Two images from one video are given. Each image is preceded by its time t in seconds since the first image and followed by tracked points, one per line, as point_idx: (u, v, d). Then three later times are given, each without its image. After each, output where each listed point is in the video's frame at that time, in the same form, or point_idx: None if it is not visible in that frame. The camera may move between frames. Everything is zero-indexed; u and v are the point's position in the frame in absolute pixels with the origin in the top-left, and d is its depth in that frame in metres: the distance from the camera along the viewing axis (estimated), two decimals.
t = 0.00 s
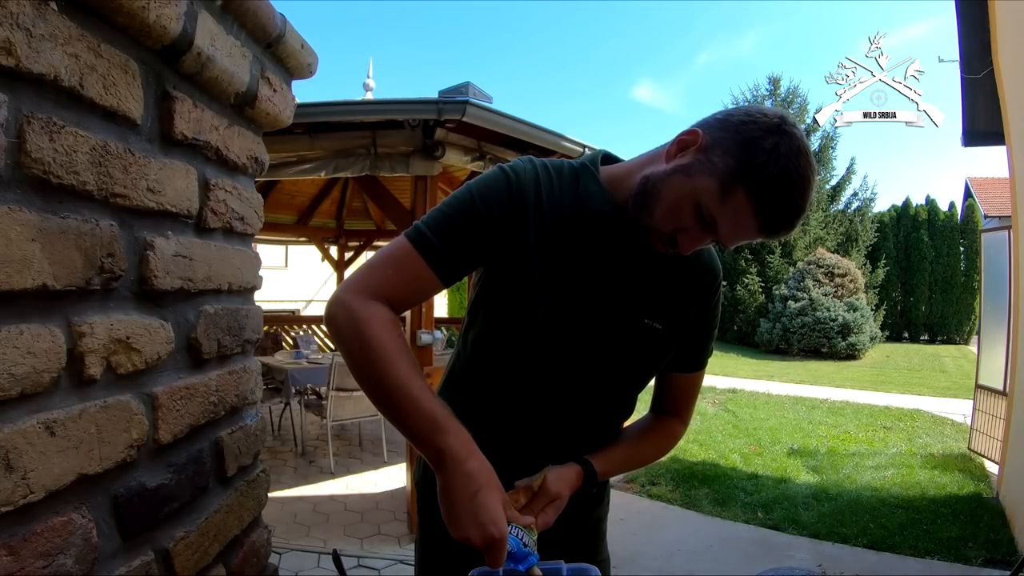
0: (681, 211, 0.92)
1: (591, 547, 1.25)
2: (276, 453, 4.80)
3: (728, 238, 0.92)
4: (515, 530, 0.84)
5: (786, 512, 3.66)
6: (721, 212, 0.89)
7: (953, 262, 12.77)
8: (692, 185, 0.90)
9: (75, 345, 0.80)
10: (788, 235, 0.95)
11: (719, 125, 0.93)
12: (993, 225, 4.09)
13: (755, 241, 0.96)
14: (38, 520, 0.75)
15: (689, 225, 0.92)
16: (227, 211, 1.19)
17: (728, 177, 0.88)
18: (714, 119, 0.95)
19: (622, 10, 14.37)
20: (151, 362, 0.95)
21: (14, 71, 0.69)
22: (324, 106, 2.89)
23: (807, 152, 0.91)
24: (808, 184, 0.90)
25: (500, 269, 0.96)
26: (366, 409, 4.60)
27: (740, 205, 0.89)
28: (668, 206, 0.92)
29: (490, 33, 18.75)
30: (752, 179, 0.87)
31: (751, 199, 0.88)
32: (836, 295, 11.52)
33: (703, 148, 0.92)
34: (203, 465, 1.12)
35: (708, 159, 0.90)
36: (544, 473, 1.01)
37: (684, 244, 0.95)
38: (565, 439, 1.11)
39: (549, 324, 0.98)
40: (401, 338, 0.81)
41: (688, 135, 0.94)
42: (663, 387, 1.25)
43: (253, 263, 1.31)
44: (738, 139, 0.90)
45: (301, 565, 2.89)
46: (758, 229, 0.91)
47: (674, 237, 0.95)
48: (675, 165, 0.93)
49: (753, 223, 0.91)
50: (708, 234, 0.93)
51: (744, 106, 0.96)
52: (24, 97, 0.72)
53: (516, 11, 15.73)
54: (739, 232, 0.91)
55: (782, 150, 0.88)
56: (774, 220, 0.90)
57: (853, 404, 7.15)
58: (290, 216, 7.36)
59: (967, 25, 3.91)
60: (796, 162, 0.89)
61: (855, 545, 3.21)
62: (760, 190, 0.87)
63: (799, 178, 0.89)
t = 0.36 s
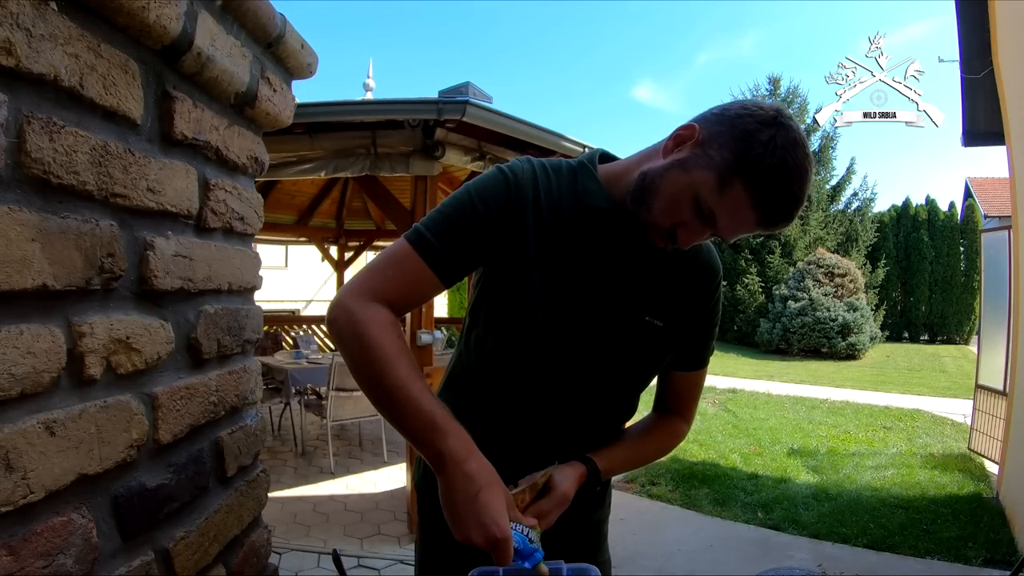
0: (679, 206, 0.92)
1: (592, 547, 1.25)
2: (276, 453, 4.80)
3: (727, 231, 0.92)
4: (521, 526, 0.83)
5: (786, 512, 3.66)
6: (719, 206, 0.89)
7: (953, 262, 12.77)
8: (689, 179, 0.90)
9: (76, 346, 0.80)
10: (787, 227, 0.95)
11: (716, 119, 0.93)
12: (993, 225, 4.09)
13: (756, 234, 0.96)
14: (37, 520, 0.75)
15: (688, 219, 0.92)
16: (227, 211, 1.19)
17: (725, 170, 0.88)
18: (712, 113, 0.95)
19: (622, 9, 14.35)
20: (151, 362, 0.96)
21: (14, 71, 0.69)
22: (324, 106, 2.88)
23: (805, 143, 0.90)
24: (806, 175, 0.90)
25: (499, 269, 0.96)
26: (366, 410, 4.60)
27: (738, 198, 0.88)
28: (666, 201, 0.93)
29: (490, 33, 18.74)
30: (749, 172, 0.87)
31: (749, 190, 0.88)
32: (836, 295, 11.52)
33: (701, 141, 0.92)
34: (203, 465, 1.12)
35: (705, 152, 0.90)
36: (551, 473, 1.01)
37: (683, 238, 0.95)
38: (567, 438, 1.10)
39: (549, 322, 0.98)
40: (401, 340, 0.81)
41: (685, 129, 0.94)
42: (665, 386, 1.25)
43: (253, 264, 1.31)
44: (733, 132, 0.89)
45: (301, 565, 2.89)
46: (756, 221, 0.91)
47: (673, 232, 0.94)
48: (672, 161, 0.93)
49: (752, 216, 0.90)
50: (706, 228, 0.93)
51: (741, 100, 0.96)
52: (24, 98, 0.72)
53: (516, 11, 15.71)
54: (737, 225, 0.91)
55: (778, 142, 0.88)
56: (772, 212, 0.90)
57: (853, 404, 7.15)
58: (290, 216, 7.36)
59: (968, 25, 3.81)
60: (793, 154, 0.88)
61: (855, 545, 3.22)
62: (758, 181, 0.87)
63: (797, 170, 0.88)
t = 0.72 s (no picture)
0: (684, 202, 0.92)
1: (593, 548, 1.24)
2: (276, 453, 4.80)
3: (732, 226, 0.92)
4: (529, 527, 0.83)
5: (786, 512, 3.66)
6: (725, 201, 0.89)
7: (953, 262, 12.77)
8: (694, 174, 0.90)
9: (76, 346, 0.80)
10: (792, 222, 0.95)
11: (719, 114, 0.92)
12: (993, 225, 4.09)
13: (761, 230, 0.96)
14: (38, 520, 0.75)
15: (691, 214, 0.92)
16: (227, 211, 1.19)
17: (729, 164, 0.88)
18: (715, 107, 0.95)
19: (622, 9, 14.35)
20: (150, 362, 0.95)
21: (15, 71, 0.69)
22: (324, 105, 2.88)
23: (810, 138, 0.90)
24: (811, 170, 0.90)
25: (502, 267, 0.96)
26: (366, 410, 4.61)
27: (743, 192, 0.88)
28: (670, 196, 0.93)
29: (490, 33, 18.75)
30: (753, 166, 0.87)
31: (753, 184, 0.88)
32: (836, 295, 11.52)
33: (705, 136, 0.91)
34: (202, 465, 1.12)
35: (709, 147, 0.90)
36: (556, 469, 1.00)
37: (687, 234, 0.95)
38: (571, 437, 1.10)
39: (553, 322, 0.97)
40: (403, 339, 0.81)
41: (688, 124, 0.94)
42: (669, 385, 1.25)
43: (253, 264, 1.31)
44: (738, 126, 0.89)
45: (301, 565, 2.89)
46: (761, 216, 0.91)
47: (677, 228, 0.95)
48: (676, 156, 0.93)
49: (756, 211, 0.90)
50: (710, 223, 0.93)
51: (744, 94, 0.95)
52: (25, 98, 0.72)
53: (515, 11, 15.72)
54: (742, 220, 0.91)
55: (783, 135, 0.88)
56: (778, 207, 0.90)
57: (853, 404, 7.15)
58: (290, 216, 7.36)
59: (967, 24, 3.81)
60: (798, 148, 0.88)
61: (855, 545, 3.21)
62: (762, 176, 0.87)
63: (801, 164, 0.88)
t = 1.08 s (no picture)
0: (688, 204, 0.92)
1: (592, 549, 1.24)
2: (276, 453, 4.80)
3: (738, 231, 0.92)
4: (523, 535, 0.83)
5: (786, 512, 3.66)
6: (729, 203, 0.89)
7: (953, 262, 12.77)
8: (699, 176, 0.90)
9: (76, 346, 0.80)
10: (797, 227, 0.95)
11: (726, 115, 0.92)
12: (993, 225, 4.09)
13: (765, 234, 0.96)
14: (37, 520, 0.75)
15: (697, 217, 0.92)
16: (227, 211, 1.19)
17: (736, 167, 0.88)
18: (721, 108, 0.95)
19: (622, 9, 14.35)
20: (151, 362, 0.95)
21: (15, 71, 0.69)
22: (324, 106, 2.88)
23: (818, 142, 0.90)
24: (819, 175, 0.90)
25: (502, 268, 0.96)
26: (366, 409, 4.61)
27: (750, 196, 0.88)
28: (675, 199, 0.92)
29: (490, 33, 18.75)
30: (762, 170, 0.87)
31: (761, 189, 0.88)
32: (836, 295, 11.52)
33: (711, 138, 0.91)
34: (202, 466, 1.11)
35: (715, 149, 0.90)
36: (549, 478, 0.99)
37: (692, 237, 0.95)
38: (571, 440, 1.10)
39: (557, 324, 0.97)
40: (397, 342, 0.81)
41: (694, 125, 0.94)
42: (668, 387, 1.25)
43: (253, 264, 1.31)
44: (746, 130, 0.89)
45: (301, 565, 2.89)
46: (768, 220, 0.91)
47: (681, 231, 0.95)
48: (680, 157, 0.93)
49: (763, 216, 0.90)
50: (715, 227, 0.93)
51: (750, 95, 0.96)
52: (25, 98, 0.72)
53: (515, 11, 15.73)
54: (748, 224, 0.91)
55: (791, 140, 0.88)
56: (785, 211, 0.90)
57: (853, 404, 7.16)
58: (290, 216, 7.36)
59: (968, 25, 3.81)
60: (806, 152, 0.88)
61: (855, 545, 3.21)
62: (771, 179, 0.87)
63: (809, 168, 0.88)
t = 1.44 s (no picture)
0: (682, 196, 0.92)
1: (591, 548, 1.25)
2: (276, 453, 4.80)
3: (732, 222, 0.92)
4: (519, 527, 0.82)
5: (786, 512, 3.66)
6: (722, 194, 0.89)
7: (953, 262, 12.78)
8: (692, 168, 0.90)
9: (77, 346, 0.80)
10: (792, 217, 0.94)
11: (717, 106, 0.93)
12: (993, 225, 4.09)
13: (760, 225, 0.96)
14: (37, 521, 0.75)
15: (691, 211, 0.92)
16: (227, 211, 1.19)
17: (728, 158, 0.88)
18: (712, 101, 0.95)
19: (622, 9, 14.34)
20: (151, 362, 0.96)
21: (15, 71, 0.69)
22: (324, 106, 2.88)
23: (810, 131, 0.90)
24: (813, 164, 0.90)
25: (494, 267, 0.96)
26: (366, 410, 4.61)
27: (744, 186, 0.88)
28: (668, 193, 0.93)
29: (489, 33, 18.75)
30: (754, 160, 0.87)
31: (754, 179, 0.88)
32: (836, 295, 11.52)
33: (702, 129, 0.92)
34: (202, 467, 1.11)
35: (707, 141, 0.90)
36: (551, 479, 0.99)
37: (686, 231, 0.95)
38: (568, 440, 1.09)
39: (552, 323, 0.97)
40: (389, 342, 0.81)
41: (685, 118, 0.94)
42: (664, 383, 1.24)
43: (253, 264, 1.31)
44: (738, 120, 0.89)
45: (301, 565, 2.89)
46: (763, 211, 0.91)
47: (675, 225, 0.95)
48: (673, 150, 0.93)
49: (758, 207, 0.90)
50: (710, 220, 0.93)
51: (741, 87, 0.96)
52: (25, 99, 0.72)
53: (515, 11, 15.72)
54: (743, 215, 0.91)
55: (783, 128, 0.88)
56: (780, 201, 0.90)
57: (853, 404, 7.15)
58: (290, 216, 7.36)
59: (968, 25, 3.80)
60: (798, 141, 0.88)
61: (855, 545, 3.21)
62: (764, 169, 0.87)
63: (802, 157, 0.88)
